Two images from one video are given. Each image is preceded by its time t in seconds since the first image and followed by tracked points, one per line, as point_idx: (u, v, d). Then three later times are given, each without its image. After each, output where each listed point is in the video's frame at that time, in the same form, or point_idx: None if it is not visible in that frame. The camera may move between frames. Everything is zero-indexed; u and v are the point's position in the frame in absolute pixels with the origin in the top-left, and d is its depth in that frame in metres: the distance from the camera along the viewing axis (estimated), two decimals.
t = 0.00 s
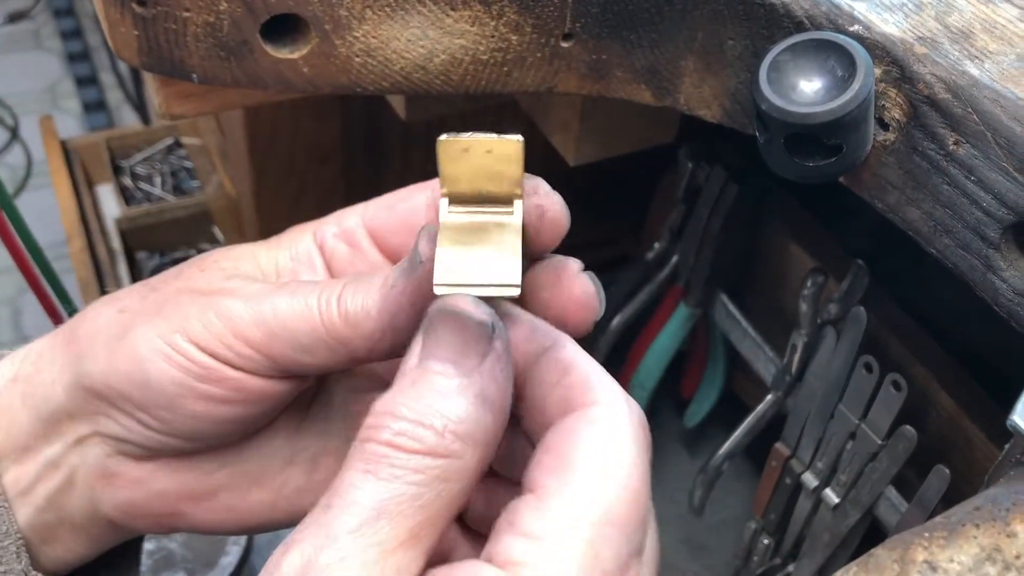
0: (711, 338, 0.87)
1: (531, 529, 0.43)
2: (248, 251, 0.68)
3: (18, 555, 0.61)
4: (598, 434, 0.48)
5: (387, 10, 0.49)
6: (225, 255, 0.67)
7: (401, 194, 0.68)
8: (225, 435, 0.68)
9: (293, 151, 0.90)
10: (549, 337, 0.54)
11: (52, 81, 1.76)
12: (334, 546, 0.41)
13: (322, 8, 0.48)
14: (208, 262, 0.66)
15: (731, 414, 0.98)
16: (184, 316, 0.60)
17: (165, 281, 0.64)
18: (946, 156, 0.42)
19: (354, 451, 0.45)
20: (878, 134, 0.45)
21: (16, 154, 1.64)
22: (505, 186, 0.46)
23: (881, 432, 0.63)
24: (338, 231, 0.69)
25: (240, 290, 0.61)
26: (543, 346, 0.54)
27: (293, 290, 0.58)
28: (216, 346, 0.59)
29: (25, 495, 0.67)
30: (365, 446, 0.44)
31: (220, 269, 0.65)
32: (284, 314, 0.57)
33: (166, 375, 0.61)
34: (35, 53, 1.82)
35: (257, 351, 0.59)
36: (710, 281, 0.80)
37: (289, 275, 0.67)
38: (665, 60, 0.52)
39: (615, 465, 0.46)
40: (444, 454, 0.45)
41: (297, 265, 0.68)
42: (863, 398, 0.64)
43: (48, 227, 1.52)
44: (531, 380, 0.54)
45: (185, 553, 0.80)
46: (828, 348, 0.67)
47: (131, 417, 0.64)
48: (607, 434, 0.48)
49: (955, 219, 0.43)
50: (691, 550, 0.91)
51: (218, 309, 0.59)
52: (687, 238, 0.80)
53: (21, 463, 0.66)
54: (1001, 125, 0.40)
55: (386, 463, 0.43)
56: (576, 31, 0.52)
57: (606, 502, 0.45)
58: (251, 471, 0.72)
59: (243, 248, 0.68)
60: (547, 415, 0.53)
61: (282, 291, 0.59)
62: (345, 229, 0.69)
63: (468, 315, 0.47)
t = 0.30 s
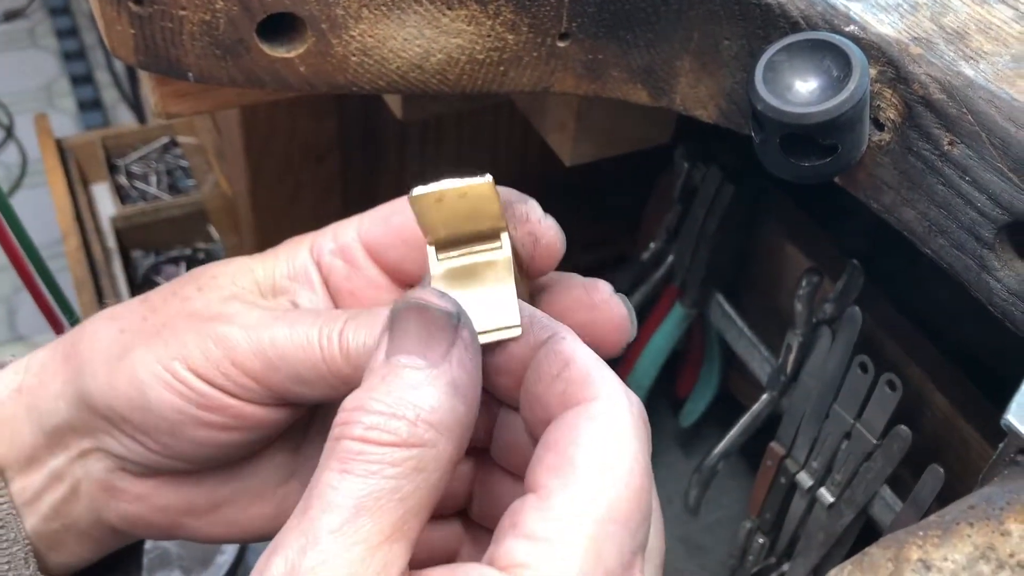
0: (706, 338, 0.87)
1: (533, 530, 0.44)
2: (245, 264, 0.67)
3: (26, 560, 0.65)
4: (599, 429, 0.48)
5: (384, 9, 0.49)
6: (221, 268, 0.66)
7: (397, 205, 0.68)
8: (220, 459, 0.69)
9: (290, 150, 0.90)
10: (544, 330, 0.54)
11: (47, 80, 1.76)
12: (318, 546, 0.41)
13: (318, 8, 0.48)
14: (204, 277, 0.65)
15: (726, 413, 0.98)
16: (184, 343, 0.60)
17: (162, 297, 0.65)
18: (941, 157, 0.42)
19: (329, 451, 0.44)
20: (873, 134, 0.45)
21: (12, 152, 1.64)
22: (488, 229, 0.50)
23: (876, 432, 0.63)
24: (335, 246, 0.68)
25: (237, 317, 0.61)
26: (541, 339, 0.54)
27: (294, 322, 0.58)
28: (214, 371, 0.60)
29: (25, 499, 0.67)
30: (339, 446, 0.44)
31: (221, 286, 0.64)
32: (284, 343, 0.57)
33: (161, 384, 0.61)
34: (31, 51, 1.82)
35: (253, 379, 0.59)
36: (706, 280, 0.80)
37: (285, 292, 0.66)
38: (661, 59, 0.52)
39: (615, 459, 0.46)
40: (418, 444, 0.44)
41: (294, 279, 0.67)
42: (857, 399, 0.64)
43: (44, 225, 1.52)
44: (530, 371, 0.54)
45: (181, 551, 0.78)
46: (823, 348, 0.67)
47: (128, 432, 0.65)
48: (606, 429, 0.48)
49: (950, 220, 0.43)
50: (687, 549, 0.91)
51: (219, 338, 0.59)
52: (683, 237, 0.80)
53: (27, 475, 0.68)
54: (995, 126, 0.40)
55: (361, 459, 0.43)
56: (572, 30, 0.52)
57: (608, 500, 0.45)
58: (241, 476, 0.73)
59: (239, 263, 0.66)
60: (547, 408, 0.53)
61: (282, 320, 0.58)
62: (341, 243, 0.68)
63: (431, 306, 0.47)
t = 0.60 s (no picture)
0: (704, 338, 0.87)
1: (553, 555, 0.43)
2: (194, 264, 0.63)
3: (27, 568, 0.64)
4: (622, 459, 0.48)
5: (381, 10, 0.49)
6: (173, 279, 0.62)
7: (353, 200, 0.65)
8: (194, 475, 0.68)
9: (287, 150, 0.90)
10: (568, 368, 0.56)
11: (45, 79, 1.75)
12: (341, 549, 0.41)
13: (315, 8, 0.48)
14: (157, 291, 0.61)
15: (723, 413, 0.99)
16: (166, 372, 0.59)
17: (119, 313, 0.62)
18: (938, 158, 0.42)
19: (359, 463, 0.45)
20: (870, 135, 0.45)
21: (9, 151, 1.64)
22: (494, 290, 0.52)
23: (873, 432, 0.63)
24: (288, 243, 0.65)
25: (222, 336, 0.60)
26: (565, 377, 0.56)
27: (303, 351, 0.58)
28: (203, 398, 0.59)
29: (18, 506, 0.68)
30: (370, 458, 0.45)
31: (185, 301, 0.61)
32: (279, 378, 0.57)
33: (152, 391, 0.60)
34: (29, 51, 1.81)
35: (244, 411, 0.59)
36: (703, 281, 0.80)
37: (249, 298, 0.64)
38: (659, 60, 0.52)
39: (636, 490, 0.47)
40: (451, 462, 0.46)
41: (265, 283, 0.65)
42: (854, 399, 0.64)
43: (41, 225, 1.52)
44: (559, 410, 0.55)
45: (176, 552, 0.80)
46: (820, 349, 0.67)
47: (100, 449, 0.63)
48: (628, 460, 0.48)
49: (947, 221, 0.43)
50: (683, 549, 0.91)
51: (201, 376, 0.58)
52: (680, 238, 0.80)
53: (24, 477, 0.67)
54: (992, 128, 0.40)
55: (391, 471, 0.44)
56: (570, 31, 0.52)
57: (627, 528, 0.45)
58: (234, 483, 0.73)
59: (189, 270, 0.62)
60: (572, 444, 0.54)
61: (285, 347, 0.58)
62: (294, 238, 0.65)
63: (488, 353, 0.51)
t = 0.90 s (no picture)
0: (703, 339, 0.87)
1: (517, 555, 0.43)
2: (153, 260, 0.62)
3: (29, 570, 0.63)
4: (585, 455, 0.47)
5: (380, 9, 0.48)
6: (138, 287, 0.61)
7: (296, 172, 0.63)
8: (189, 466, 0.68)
9: (286, 150, 0.90)
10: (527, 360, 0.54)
11: (44, 79, 1.75)
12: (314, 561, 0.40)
13: (314, 7, 0.47)
14: (128, 302, 0.61)
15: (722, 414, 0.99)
16: (160, 377, 0.59)
17: (103, 318, 0.62)
18: (937, 158, 0.42)
19: (328, 472, 0.44)
20: (870, 136, 0.45)
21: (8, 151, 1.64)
22: (469, 287, 0.52)
23: (872, 433, 0.63)
24: (237, 224, 0.63)
25: (212, 329, 0.60)
26: (524, 368, 0.54)
27: (285, 340, 0.57)
28: (200, 395, 0.59)
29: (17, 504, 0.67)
30: (337, 467, 0.44)
31: (160, 310, 0.61)
32: (272, 361, 0.56)
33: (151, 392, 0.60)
34: (28, 51, 1.81)
35: (242, 407, 0.59)
36: (702, 281, 0.80)
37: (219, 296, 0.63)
38: (658, 60, 0.52)
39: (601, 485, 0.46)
40: (416, 465, 0.44)
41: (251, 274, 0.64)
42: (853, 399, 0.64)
43: (40, 225, 1.52)
44: (516, 401, 0.53)
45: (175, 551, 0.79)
46: (819, 350, 0.67)
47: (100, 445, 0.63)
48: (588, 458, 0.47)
49: (945, 221, 0.43)
50: (683, 549, 0.91)
51: (196, 371, 0.59)
52: (679, 238, 0.80)
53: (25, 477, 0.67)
54: (991, 128, 0.40)
55: (359, 480, 0.43)
56: (569, 31, 0.52)
57: (590, 525, 0.44)
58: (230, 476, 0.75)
59: (150, 268, 0.62)
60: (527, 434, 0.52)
61: (266, 343, 0.57)
62: (241, 217, 0.63)
63: (438, 338, 0.48)
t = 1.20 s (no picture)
0: (702, 340, 0.87)
1: None
2: (159, 260, 0.62)
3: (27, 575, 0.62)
4: (643, 502, 0.48)
5: (380, 12, 0.49)
6: (144, 286, 0.61)
7: (293, 163, 0.63)
8: (201, 462, 0.67)
9: (285, 151, 0.90)
10: (580, 403, 0.55)
11: (44, 81, 1.75)
12: None
13: (314, 9, 0.48)
14: (136, 302, 0.61)
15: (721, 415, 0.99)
16: (172, 374, 0.60)
17: (111, 318, 0.61)
18: (936, 160, 0.42)
19: (403, 511, 0.45)
20: (868, 137, 0.45)
21: (7, 152, 1.64)
22: (470, 273, 0.50)
23: (871, 433, 0.63)
24: (240, 219, 0.63)
25: (218, 320, 0.61)
26: (575, 408, 0.54)
27: (293, 333, 0.58)
28: (212, 392, 0.59)
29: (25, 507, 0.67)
30: (415, 509, 0.45)
31: (167, 308, 0.61)
32: (283, 355, 0.57)
33: (150, 392, 0.60)
34: (28, 53, 1.81)
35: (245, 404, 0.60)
36: (701, 282, 0.80)
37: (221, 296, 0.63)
38: (657, 62, 0.52)
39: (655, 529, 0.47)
40: (491, 513, 0.45)
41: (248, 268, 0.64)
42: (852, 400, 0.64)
43: (39, 226, 1.52)
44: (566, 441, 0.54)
45: (175, 553, 0.79)
46: (818, 351, 0.67)
47: (109, 442, 0.64)
48: (643, 503, 0.48)
49: (944, 222, 0.43)
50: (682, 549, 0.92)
51: (207, 368, 0.59)
52: (678, 239, 0.80)
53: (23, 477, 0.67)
54: (989, 130, 0.40)
55: (436, 527, 0.44)
56: (568, 34, 0.52)
57: (641, 564, 0.45)
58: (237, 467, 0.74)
59: (156, 267, 0.62)
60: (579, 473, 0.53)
61: (275, 338, 0.58)
62: (243, 211, 0.63)
63: (521, 377, 0.47)
